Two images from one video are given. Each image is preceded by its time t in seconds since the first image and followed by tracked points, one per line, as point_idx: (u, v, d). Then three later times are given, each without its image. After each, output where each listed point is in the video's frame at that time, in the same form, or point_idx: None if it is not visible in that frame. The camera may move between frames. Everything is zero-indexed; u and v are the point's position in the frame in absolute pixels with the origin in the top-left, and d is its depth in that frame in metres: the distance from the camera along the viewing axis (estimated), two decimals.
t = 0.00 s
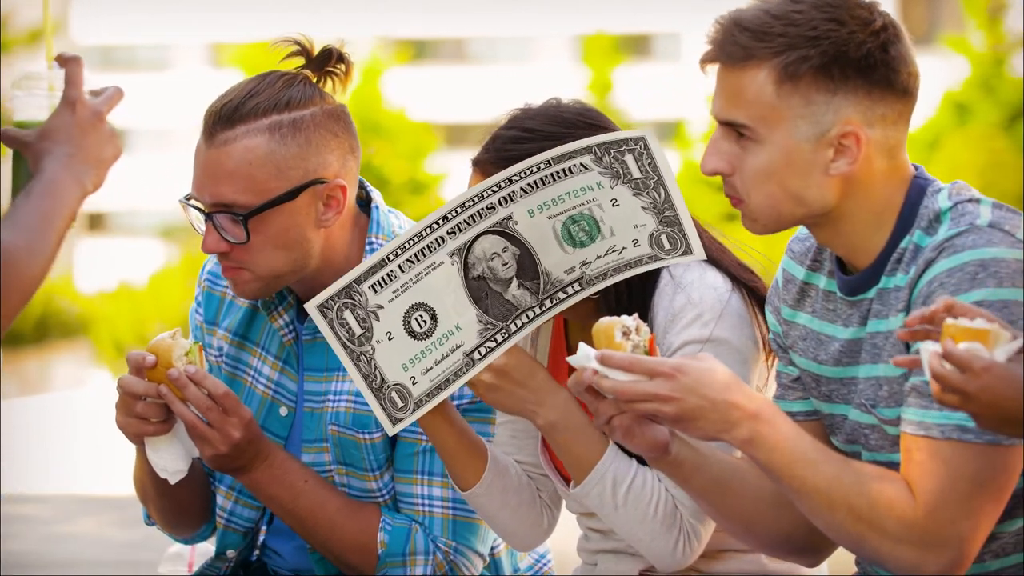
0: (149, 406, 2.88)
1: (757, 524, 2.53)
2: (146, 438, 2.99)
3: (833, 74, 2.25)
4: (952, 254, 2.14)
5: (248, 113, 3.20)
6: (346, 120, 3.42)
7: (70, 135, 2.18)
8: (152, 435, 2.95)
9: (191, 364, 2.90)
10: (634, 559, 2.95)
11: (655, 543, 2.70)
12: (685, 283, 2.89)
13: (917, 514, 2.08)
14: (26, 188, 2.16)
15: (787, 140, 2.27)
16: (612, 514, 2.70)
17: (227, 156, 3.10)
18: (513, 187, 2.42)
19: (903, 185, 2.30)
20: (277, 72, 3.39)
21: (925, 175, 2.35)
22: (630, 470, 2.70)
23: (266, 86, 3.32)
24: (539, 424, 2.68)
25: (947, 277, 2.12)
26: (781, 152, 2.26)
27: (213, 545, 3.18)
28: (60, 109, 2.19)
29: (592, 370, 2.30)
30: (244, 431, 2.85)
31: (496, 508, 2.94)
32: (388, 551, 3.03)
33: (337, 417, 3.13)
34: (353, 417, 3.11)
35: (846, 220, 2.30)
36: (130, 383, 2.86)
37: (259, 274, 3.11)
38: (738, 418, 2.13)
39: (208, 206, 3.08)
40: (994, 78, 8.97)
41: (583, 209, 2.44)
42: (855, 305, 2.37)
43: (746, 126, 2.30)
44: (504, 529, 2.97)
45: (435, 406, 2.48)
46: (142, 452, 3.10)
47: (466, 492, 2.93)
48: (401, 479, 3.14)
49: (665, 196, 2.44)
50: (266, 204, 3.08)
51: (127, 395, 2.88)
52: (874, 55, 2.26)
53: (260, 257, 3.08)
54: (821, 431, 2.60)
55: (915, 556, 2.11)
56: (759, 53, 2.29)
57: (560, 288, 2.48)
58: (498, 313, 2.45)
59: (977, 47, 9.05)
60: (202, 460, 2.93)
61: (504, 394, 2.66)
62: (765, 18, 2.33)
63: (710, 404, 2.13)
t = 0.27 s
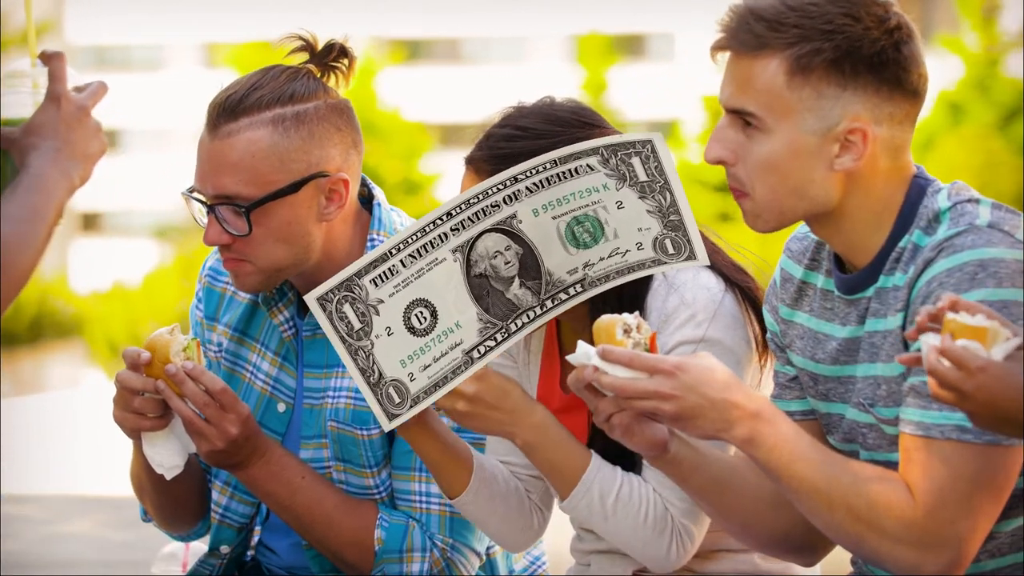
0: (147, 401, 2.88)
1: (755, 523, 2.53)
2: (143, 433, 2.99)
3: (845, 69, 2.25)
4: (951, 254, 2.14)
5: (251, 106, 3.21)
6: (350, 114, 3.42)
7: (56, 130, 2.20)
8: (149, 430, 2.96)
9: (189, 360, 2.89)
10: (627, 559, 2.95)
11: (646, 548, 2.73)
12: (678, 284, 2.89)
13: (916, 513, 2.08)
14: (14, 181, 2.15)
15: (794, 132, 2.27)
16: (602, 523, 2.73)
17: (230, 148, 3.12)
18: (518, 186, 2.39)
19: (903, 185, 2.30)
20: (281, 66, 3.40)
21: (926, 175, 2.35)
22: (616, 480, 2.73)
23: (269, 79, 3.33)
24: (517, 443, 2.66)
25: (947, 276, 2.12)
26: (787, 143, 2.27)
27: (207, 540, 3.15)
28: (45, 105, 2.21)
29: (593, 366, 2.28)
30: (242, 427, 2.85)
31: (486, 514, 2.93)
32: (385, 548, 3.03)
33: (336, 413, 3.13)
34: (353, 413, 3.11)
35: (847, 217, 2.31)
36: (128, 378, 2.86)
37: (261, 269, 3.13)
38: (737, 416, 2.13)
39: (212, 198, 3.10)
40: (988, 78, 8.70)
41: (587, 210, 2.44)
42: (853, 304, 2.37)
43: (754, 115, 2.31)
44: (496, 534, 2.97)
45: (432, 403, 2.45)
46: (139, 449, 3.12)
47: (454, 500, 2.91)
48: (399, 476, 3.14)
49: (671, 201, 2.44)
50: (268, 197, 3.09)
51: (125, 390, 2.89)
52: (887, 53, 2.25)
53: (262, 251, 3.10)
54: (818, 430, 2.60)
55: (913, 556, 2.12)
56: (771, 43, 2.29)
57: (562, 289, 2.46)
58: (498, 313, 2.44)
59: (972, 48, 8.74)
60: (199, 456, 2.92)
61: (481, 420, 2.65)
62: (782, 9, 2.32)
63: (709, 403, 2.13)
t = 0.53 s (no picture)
0: (145, 397, 2.89)
1: (752, 521, 2.54)
2: (141, 428, 2.99)
3: (854, 67, 2.25)
4: (950, 255, 2.14)
5: (254, 105, 3.22)
6: (352, 115, 3.43)
7: (40, 130, 2.20)
8: (147, 426, 2.96)
9: (188, 356, 2.88)
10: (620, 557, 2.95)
11: (638, 551, 2.73)
12: (670, 284, 2.89)
13: (915, 514, 2.09)
14: None
15: (799, 125, 2.27)
16: (591, 531, 2.73)
17: (232, 148, 3.12)
18: (520, 187, 2.39)
19: (903, 185, 2.30)
20: (284, 66, 3.41)
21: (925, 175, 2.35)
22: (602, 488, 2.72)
23: (272, 78, 3.33)
24: (499, 460, 2.64)
25: (946, 277, 2.12)
26: (791, 136, 2.27)
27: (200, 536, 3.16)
28: (29, 105, 2.21)
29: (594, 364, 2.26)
30: (239, 423, 2.85)
31: (476, 520, 2.93)
32: (382, 544, 3.02)
33: (335, 410, 3.13)
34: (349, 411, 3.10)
35: (845, 215, 2.31)
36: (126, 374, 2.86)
37: (260, 268, 3.14)
38: (736, 416, 2.12)
39: (212, 196, 3.11)
40: (982, 78, 8.44)
41: (589, 211, 2.43)
42: (850, 303, 2.37)
43: (760, 106, 2.30)
44: (486, 538, 2.98)
45: (432, 403, 2.43)
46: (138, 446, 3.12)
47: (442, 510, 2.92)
48: (397, 473, 3.13)
49: (673, 201, 2.43)
50: (270, 196, 3.10)
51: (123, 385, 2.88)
52: (897, 53, 2.25)
53: (263, 250, 3.11)
54: (814, 429, 2.60)
55: (912, 557, 2.12)
56: (782, 36, 2.28)
57: (562, 289, 2.45)
58: (498, 313, 2.43)
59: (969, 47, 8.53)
60: (195, 452, 2.92)
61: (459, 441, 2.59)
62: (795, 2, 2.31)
63: (707, 403, 2.12)
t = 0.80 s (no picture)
0: (144, 394, 2.89)
1: (749, 520, 2.54)
2: (139, 426, 2.98)
3: (861, 64, 2.25)
4: (948, 255, 2.14)
5: (260, 107, 3.21)
6: (355, 120, 3.43)
7: (24, 131, 2.19)
8: (146, 423, 2.96)
9: (187, 352, 2.87)
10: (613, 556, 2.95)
11: (631, 552, 2.73)
12: (663, 284, 2.89)
13: (914, 514, 2.09)
14: None
15: (804, 120, 2.27)
16: (582, 534, 2.73)
17: (236, 149, 3.12)
18: (520, 186, 2.39)
19: (902, 184, 2.30)
20: (289, 68, 3.40)
21: (924, 175, 2.35)
22: (591, 492, 2.72)
23: (277, 80, 3.33)
24: (486, 470, 2.63)
25: (944, 278, 2.12)
26: (794, 130, 2.27)
27: (197, 532, 3.16)
28: (14, 107, 2.21)
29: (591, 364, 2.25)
30: (238, 420, 2.83)
31: (467, 523, 2.93)
32: (379, 543, 3.02)
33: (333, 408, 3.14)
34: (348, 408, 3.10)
35: (843, 213, 2.32)
36: (126, 371, 2.86)
37: (261, 267, 3.14)
38: (735, 416, 2.12)
39: (214, 197, 3.10)
40: (977, 77, 8.50)
41: (588, 211, 2.43)
42: (847, 302, 2.37)
43: (764, 98, 2.30)
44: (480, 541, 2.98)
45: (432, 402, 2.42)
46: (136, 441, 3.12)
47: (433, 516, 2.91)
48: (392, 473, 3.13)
49: (673, 201, 2.43)
50: (274, 198, 3.10)
51: (122, 382, 2.88)
52: (904, 52, 2.26)
53: (265, 251, 3.12)
54: (809, 428, 2.60)
55: (911, 557, 2.12)
56: (792, 30, 2.27)
57: (562, 289, 2.45)
58: (498, 313, 2.43)
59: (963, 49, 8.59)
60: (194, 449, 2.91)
61: (446, 450, 2.57)
62: None
63: (707, 402, 2.12)
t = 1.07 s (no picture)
0: (141, 390, 2.87)
1: (747, 519, 2.54)
2: (135, 422, 2.97)
3: (866, 60, 2.25)
4: (946, 255, 2.14)
5: (265, 98, 3.21)
6: (359, 114, 3.43)
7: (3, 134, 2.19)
8: (141, 419, 2.95)
9: (184, 349, 2.86)
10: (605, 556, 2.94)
11: (622, 553, 2.70)
12: (653, 283, 2.88)
13: (913, 514, 2.09)
14: None
15: (806, 114, 2.26)
16: (573, 537, 2.70)
17: (239, 139, 3.12)
18: (519, 187, 2.38)
19: (900, 184, 2.31)
20: (294, 60, 3.40)
21: (922, 175, 2.35)
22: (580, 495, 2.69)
23: (282, 71, 3.33)
24: (475, 478, 2.61)
25: (943, 279, 2.13)
26: (797, 125, 2.26)
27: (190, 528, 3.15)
28: None
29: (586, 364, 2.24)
30: (234, 416, 2.82)
31: (458, 526, 2.91)
32: (376, 539, 3.00)
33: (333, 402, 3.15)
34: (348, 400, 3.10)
35: (840, 213, 2.32)
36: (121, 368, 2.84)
37: (261, 258, 3.13)
38: (734, 415, 2.13)
39: (217, 186, 3.09)
40: (970, 78, 8.66)
41: (588, 211, 2.42)
42: (843, 300, 2.37)
43: (768, 92, 2.29)
44: (471, 544, 2.96)
45: (432, 402, 2.42)
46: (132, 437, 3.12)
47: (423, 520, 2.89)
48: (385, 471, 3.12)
49: (673, 201, 2.42)
50: (277, 188, 3.10)
51: (118, 378, 2.86)
52: (909, 51, 2.26)
53: (266, 242, 3.11)
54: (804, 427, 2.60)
55: (909, 557, 2.12)
56: (799, 23, 2.27)
57: (562, 290, 2.44)
58: (498, 313, 2.42)
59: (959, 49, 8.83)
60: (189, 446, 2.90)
61: (431, 459, 2.55)
62: None
63: (706, 401, 2.12)
